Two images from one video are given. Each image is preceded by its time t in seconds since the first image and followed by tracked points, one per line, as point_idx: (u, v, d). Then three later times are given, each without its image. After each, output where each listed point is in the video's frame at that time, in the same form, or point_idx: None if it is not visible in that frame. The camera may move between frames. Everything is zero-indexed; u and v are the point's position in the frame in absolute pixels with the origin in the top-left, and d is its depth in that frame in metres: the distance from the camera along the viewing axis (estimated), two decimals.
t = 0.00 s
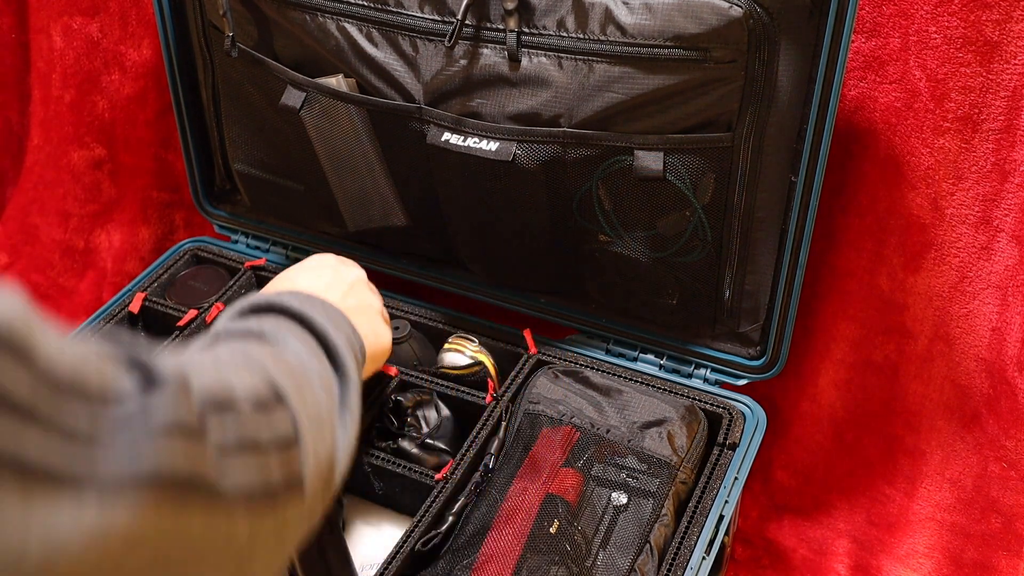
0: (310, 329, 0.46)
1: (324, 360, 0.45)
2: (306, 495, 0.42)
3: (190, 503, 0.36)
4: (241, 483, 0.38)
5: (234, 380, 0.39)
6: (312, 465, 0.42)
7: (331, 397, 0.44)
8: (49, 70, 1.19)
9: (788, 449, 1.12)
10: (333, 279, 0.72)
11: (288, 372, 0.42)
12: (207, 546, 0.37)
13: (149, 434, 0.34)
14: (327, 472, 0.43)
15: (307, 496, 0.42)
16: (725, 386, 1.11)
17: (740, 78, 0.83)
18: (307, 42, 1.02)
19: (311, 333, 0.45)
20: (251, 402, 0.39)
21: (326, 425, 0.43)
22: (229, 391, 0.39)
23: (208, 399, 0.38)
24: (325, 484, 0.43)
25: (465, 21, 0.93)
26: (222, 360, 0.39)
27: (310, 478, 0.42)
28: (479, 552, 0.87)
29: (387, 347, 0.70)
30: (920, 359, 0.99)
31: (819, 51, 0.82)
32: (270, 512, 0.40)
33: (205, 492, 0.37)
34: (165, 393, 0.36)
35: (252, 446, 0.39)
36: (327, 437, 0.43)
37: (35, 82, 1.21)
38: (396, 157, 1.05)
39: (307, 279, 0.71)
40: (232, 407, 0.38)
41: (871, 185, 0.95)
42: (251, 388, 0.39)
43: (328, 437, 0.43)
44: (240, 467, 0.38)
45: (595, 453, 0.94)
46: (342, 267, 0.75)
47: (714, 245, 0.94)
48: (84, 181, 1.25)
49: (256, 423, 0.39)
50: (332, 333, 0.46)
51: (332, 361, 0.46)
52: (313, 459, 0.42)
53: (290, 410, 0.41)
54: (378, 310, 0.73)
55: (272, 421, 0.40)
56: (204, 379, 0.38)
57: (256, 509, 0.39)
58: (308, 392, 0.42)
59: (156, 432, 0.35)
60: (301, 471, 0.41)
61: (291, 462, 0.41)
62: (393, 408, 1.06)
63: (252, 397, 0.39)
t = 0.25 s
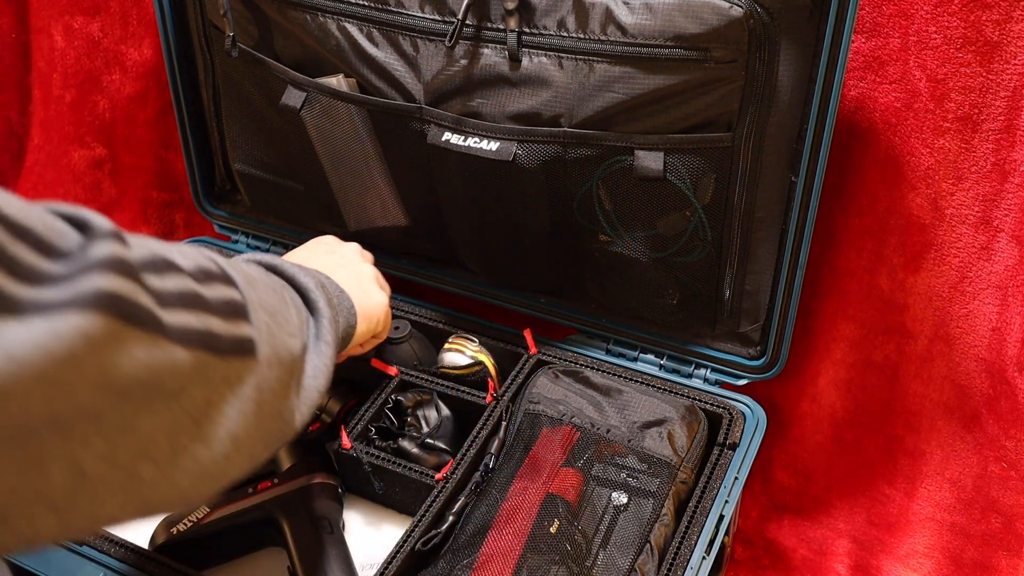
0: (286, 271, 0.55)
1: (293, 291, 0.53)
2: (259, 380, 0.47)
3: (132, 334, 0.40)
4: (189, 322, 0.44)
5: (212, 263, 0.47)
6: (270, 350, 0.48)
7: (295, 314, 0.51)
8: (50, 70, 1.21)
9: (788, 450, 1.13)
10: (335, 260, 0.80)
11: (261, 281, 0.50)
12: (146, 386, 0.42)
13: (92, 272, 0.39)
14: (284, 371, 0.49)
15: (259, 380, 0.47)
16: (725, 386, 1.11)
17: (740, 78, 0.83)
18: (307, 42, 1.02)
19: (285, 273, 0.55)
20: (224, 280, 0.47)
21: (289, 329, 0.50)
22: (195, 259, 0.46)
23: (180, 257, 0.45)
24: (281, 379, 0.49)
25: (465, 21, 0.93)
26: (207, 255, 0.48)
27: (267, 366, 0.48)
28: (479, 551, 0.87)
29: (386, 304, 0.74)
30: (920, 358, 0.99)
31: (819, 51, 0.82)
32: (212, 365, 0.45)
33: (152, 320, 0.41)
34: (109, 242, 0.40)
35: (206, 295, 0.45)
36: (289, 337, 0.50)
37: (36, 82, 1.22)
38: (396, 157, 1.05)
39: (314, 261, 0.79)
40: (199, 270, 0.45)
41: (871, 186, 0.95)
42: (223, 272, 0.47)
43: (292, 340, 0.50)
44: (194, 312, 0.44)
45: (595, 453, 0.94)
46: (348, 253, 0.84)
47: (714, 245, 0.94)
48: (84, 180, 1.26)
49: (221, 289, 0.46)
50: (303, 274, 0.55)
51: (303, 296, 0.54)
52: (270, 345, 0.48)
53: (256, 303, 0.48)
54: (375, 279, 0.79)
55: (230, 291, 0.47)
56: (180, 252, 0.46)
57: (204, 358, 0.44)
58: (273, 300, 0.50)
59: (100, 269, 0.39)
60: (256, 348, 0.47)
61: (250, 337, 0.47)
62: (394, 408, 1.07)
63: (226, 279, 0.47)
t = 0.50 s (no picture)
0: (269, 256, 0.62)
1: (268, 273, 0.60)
2: (207, 342, 0.54)
3: (35, 272, 0.45)
4: (122, 277, 0.49)
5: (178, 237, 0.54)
6: (219, 315, 0.54)
7: (260, 292, 0.58)
8: (50, 70, 1.20)
9: (788, 450, 1.13)
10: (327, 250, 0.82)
11: (232, 260, 0.57)
12: (52, 324, 0.47)
13: None
14: (235, 340, 0.55)
15: (206, 342, 0.54)
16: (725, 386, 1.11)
17: (738, 79, 0.83)
18: (305, 43, 1.02)
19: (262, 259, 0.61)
20: (185, 250, 0.53)
21: (249, 302, 0.56)
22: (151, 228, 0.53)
23: (138, 224, 0.51)
24: (227, 345, 0.55)
25: (463, 22, 0.92)
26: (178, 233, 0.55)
27: (219, 329, 0.54)
28: (478, 553, 0.87)
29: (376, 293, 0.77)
30: (920, 358, 0.98)
31: (817, 50, 0.82)
32: (145, 316, 0.51)
33: (74, 271, 0.47)
34: (17, 188, 0.44)
35: (145, 256, 0.51)
36: (247, 308, 0.56)
37: (36, 82, 1.22)
38: (394, 158, 1.05)
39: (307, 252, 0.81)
40: (151, 236, 0.52)
41: (870, 185, 0.94)
42: (184, 244, 0.54)
43: (253, 312, 0.56)
44: (131, 266, 0.50)
45: (594, 454, 0.94)
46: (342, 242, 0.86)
47: (713, 245, 0.93)
48: (84, 180, 1.26)
49: (176, 257, 0.53)
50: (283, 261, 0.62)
51: (275, 280, 0.60)
52: (222, 310, 0.54)
53: (218, 275, 0.55)
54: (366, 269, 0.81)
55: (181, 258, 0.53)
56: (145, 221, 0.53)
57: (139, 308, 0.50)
58: (237, 276, 0.56)
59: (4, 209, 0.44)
60: (202, 312, 0.53)
61: (198, 301, 0.53)
62: (393, 409, 1.07)
63: (190, 250, 0.54)
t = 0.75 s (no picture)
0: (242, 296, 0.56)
1: (233, 322, 0.54)
2: (130, 430, 0.49)
3: None
4: (64, 360, 0.44)
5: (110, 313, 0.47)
6: (144, 406, 0.49)
7: (213, 355, 0.52)
8: (49, 70, 1.18)
9: (788, 450, 1.13)
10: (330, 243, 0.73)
11: (184, 320, 0.51)
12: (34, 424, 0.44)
13: None
14: (168, 418, 0.51)
15: (126, 431, 0.49)
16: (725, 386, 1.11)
17: (736, 79, 0.83)
18: (304, 43, 1.02)
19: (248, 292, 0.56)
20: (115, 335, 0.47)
21: (190, 376, 0.51)
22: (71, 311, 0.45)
23: (57, 312, 0.44)
24: (159, 425, 0.50)
25: (461, 22, 0.92)
26: (119, 296, 0.48)
27: (143, 417, 0.49)
28: (478, 554, 0.87)
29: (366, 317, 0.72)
30: (920, 358, 0.98)
31: (817, 50, 0.81)
32: (59, 424, 0.45)
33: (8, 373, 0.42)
34: None
35: (60, 359, 0.44)
36: (185, 386, 0.51)
37: (35, 83, 1.20)
38: (393, 159, 1.05)
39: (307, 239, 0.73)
40: (69, 329, 0.44)
41: (870, 185, 0.94)
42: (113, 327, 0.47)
43: (192, 388, 0.51)
44: (45, 377, 0.43)
45: (594, 454, 0.94)
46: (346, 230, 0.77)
47: (713, 245, 0.93)
48: (84, 181, 1.24)
49: (99, 350, 0.46)
50: (258, 301, 0.56)
51: (248, 307, 0.56)
52: (150, 400, 0.49)
53: (155, 353, 0.49)
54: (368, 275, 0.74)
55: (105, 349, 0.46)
56: (69, 300, 0.45)
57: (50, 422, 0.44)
58: (182, 345, 0.50)
59: None
60: (128, 406, 0.48)
61: (120, 395, 0.47)
62: (392, 409, 1.07)
63: (119, 335, 0.47)
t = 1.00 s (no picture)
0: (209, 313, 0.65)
1: (192, 333, 0.63)
2: (77, 415, 0.57)
3: None
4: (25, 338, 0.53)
5: (73, 307, 0.56)
6: (91, 395, 0.57)
7: (166, 358, 0.61)
8: (49, 70, 1.19)
9: (788, 450, 1.13)
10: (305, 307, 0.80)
11: (143, 321, 0.60)
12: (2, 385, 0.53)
13: None
14: (119, 408, 0.59)
15: (75, 413, 0.57)
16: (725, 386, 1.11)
17: (736, 79, 0.83)
18: (303, 44, 1.02)
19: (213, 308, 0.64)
20: (74, 325, 0.56)
21: (141, 374, 0.59)
22: (33, 300, 0.54)
23: (24, 298, 0.54)
24: (109, 414, 0.59)
25: (461, 22, 0.92)
26: (86, 292, 0.58)
27: (89, 406, 0.57)
28: (478, 554, 0.87)
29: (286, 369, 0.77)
30: (920, 359, 0.98)
31: (817, 50, 0.81)
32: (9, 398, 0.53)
33: None
34: None
35: (16, 340, 0.52)
36: (136, 380, 0.59)
37: (35, 83, 1.20)
38: (393, 159, 1.05)
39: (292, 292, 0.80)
40: (30, 314, 0.53)
41: (870, 185, 0.94)
42: (74, 319, 0.56)
43: (143, 384, 0.60)
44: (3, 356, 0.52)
45: (594, 455, 0.94)
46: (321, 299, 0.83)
47: (713, 245, 0.93)
48: (84, 181, 1.24)
49: (57, 335, 0.55)
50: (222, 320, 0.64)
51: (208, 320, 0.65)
52: (98, 389, 0.57)
53: (110, 347, 0.58)
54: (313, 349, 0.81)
55: (62, 337, 0.55)
56: (34, 291, 0.55)
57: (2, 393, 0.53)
58: (138, 344, 0.59)
59: None
60: (76, 392, 0.56)
61: (71, 379, 0.56)
62: (392, 409, 1.07)
63: (78, 327, 0.56)
